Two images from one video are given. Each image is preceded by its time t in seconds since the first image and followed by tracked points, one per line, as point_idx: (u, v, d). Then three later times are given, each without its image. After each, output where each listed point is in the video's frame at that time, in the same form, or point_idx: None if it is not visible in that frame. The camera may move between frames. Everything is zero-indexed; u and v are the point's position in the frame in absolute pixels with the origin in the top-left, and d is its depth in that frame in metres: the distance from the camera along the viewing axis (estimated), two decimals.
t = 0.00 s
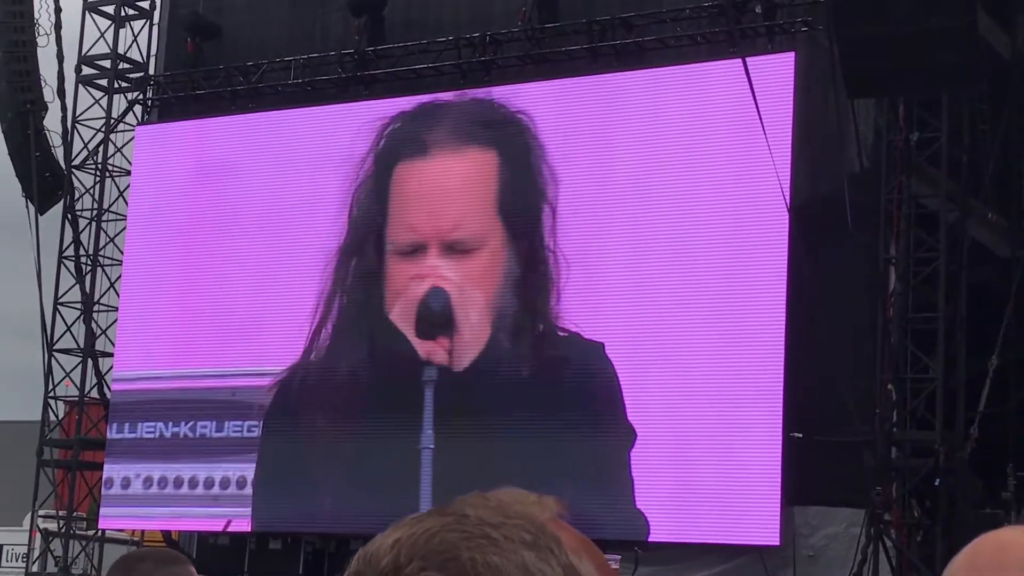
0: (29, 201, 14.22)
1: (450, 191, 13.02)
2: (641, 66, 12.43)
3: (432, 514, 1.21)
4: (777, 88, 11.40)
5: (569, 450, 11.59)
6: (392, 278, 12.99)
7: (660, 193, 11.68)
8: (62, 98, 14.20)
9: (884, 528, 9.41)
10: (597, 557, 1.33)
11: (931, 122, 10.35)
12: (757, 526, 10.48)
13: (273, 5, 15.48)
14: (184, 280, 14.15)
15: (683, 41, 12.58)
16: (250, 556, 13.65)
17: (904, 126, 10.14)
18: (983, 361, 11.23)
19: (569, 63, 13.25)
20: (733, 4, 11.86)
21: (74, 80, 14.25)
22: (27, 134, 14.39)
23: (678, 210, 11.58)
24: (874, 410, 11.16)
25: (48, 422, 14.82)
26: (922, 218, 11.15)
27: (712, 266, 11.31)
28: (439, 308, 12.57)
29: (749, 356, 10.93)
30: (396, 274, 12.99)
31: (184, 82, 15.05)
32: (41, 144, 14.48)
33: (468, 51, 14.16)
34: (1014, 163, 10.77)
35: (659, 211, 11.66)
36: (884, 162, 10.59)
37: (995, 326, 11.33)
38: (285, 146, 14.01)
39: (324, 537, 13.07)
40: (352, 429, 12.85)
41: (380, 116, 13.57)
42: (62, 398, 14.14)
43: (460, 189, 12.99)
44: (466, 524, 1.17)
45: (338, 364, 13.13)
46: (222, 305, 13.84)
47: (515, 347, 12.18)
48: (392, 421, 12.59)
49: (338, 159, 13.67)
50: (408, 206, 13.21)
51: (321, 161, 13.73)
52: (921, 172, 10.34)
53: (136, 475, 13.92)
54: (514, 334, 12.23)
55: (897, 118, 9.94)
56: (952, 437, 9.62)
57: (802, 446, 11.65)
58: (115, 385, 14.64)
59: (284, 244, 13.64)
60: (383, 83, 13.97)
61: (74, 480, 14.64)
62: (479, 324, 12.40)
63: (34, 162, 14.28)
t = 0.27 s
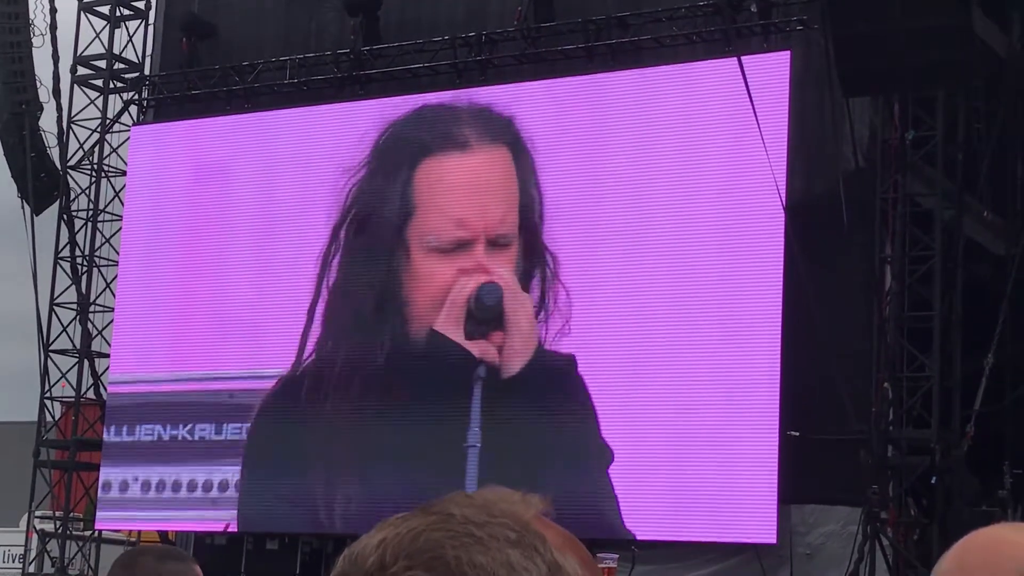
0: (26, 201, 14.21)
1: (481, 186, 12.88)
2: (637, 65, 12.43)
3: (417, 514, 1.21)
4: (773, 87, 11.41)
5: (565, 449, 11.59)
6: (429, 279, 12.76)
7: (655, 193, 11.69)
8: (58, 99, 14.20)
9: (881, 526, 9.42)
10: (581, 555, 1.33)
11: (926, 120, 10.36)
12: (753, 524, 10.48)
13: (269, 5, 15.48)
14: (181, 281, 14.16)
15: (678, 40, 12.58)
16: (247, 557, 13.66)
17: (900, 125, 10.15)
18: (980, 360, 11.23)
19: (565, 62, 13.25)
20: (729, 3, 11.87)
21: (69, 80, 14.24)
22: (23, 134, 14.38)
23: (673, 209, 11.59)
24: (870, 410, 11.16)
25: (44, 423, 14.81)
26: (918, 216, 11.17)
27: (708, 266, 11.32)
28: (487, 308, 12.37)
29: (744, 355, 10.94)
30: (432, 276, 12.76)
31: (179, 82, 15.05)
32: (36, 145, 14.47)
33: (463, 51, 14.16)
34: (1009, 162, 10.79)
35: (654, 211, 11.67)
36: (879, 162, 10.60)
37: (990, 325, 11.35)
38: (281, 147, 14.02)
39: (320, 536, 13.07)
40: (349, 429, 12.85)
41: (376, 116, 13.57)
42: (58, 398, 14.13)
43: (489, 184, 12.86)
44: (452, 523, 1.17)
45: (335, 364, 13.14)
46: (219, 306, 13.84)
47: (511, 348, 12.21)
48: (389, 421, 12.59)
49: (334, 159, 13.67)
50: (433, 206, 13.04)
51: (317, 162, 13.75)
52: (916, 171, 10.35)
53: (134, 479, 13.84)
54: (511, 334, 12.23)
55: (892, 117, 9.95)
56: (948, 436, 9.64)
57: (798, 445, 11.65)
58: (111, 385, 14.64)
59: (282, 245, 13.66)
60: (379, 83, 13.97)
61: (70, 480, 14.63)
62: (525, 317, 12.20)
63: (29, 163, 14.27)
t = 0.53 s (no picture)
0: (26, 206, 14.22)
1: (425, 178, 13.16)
2: (637, 68, 12.43)
3: (428, 521, 1.21)
4: (773, 90, 11.43)
5: (566, 453, 11.59)
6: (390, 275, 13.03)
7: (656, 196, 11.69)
8: (59, 103, 14.21)
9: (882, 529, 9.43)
10: (589, 561, 1.33)
11: (926, 123, 10.36)
12: (755, 527, 10.48)
13: (269, 9, 15.49)
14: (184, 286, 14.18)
15: (678, 43, 12.58)
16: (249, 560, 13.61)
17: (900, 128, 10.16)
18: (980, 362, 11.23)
19: (565, 66, 13.26)
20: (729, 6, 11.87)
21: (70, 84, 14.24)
22: (24, 139, 14.38)
23: (674, 213, 11.60)
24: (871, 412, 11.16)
25: (45, 427, 14.82)
26: (918, 218, 11.18)
27: (708, 268, 11.33)
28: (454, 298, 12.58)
29: (745, 358, 10.94)
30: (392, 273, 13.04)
31: (180, 86, 15.05)
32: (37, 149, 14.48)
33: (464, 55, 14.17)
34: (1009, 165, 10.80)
35: (654, 214, 11.67)
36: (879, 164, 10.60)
37: (990, 327, 11.35)
38: (283, 151, 14.05)
39: (321, 540, 13.07)
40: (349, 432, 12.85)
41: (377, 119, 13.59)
42: (60, 403, 14.14)
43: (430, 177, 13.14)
44: (462, 530, 1.18)
45: (336, 367, 13.15)
46: (219, 310, 13.86)
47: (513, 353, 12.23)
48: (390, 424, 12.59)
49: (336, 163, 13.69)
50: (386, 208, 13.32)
51: (319, 167, 13.78)
52: (916, 174, 10.36)
53: (137, 486, 13.86)
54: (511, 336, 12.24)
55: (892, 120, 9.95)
56: (949, 438, 9.65)
57: (799, 447, 11.65)
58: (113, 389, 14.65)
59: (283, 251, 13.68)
60: (379, 87, 13.97)
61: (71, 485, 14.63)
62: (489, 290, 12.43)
63: (30, 167, 14.27)
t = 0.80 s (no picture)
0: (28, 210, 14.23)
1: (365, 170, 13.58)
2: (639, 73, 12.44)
3: (432, 528, 1.22)
4: (774, 95, 11.43)
5: (566, 457, 11.61)
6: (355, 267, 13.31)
7: (657, 201, 11.70)
8: (60, 108, 14.23)
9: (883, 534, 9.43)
10: (593, 565, 1.33)
11: (928, 128, 10.37)
12: (755, 532, 10.49)
13: (271, 14, 15.50)
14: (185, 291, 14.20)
15: (680, 48, 12.58)
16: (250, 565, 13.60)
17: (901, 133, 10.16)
18: (982, 367, 11.22)
19: (566, 71, 13.27)
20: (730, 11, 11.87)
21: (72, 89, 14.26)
22: (25, 143, 14.39)
23: (674, 217, 11.61)
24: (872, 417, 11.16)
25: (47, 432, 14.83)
26: (919, 223, 11.18)
27: (710, 272, 11.33)
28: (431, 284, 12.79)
29: (746, 363, 10.95)
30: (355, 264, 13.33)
31: (182, 91, 15.07)
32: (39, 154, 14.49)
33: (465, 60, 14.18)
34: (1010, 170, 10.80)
35: (655, 219, 11.68)
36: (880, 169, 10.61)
37: (992, 333, 11.35)
38: (284, 156, 14.07)
39: (322, 544, 13.08)
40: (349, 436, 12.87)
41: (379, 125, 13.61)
42: (61, 408, 14.16)
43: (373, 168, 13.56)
44: (465, 537, 1.18)
45: (336, 372, 13.16)
46: (221, 314, 13.89)
47: (514, 359, 12.24)
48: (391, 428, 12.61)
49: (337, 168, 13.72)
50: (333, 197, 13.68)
51: (320, 173, 13.80)
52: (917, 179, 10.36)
53: (140, 493, 13.92)
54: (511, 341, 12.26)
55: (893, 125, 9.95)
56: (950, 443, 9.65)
57: (800, 452, 11.65)
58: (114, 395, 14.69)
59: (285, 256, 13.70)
60: (380, 91, 13.98)
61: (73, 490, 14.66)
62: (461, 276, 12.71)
63: (32, 172, 14.29)
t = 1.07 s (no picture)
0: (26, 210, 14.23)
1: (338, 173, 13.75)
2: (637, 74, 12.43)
3: (432, 526, 1.21)
4: (772, 96, 11.42)
5: (563, 457, 11.60)
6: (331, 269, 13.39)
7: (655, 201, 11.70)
8: (59, 107, 14.23)
9: (881, 535, 9.42)
10: (595, 568, 1.32)
11: (926, 130, 10.36)
12: (753, 532, 10.48)
13: (270, 14, 15.50)
14: (183, 291, 14.19)
15: (678, 49, 12.58)
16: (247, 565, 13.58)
17: (899, 134, 10.15)
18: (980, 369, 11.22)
19: (565, 72, 13.27)
20: (729, 13, 11.86)
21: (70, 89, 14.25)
22: (23, 143, 14.39)
23: (673, 218, 11.60)
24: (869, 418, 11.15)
25: (44, 432, 14.83)
26: (917, 224, 11.17)
27: (708, 272, 11.33)
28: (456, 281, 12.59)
29: (744, 364, 10.94)
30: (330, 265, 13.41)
31: (180, 91, 15.07)
32: (37, 154, 14.49)
33: (464, 60, 14.18)
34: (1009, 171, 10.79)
35: (654, 219, 11.68)
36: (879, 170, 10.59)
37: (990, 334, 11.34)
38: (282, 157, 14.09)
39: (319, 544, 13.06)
40: (345, 437, 12.85)
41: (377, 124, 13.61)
42: (58, 407, 14.17)
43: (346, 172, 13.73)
44: (467, 535, 1.18)
45: (333, 372, 13.14)
46: (220, 314, 13.90)
47: (513, 359, 12.23)
48: (389, 429, 12.61)
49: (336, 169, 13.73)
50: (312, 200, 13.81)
51: (314, 171, 13.84)
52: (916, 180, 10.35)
53: (142, 494, 13.94)
54: (508, 341, 12.26)
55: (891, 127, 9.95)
56: (948, 445, 9.64)
57: (798, 454, 11.64)
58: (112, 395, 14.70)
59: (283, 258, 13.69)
60: (378, 92, 13.98)
61: (70, 490, 14.66)
62: (491, 273, 12.49)
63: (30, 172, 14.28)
